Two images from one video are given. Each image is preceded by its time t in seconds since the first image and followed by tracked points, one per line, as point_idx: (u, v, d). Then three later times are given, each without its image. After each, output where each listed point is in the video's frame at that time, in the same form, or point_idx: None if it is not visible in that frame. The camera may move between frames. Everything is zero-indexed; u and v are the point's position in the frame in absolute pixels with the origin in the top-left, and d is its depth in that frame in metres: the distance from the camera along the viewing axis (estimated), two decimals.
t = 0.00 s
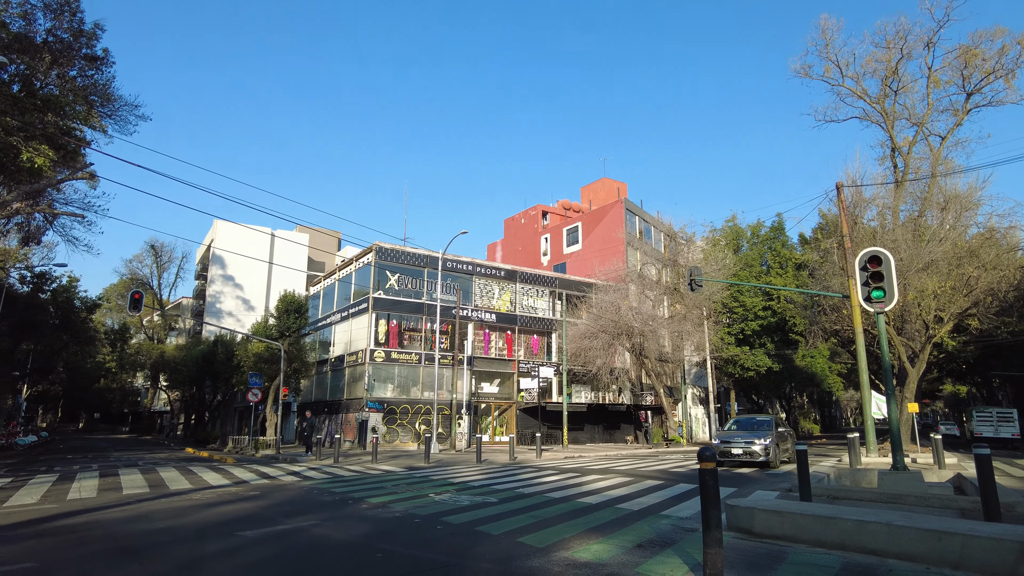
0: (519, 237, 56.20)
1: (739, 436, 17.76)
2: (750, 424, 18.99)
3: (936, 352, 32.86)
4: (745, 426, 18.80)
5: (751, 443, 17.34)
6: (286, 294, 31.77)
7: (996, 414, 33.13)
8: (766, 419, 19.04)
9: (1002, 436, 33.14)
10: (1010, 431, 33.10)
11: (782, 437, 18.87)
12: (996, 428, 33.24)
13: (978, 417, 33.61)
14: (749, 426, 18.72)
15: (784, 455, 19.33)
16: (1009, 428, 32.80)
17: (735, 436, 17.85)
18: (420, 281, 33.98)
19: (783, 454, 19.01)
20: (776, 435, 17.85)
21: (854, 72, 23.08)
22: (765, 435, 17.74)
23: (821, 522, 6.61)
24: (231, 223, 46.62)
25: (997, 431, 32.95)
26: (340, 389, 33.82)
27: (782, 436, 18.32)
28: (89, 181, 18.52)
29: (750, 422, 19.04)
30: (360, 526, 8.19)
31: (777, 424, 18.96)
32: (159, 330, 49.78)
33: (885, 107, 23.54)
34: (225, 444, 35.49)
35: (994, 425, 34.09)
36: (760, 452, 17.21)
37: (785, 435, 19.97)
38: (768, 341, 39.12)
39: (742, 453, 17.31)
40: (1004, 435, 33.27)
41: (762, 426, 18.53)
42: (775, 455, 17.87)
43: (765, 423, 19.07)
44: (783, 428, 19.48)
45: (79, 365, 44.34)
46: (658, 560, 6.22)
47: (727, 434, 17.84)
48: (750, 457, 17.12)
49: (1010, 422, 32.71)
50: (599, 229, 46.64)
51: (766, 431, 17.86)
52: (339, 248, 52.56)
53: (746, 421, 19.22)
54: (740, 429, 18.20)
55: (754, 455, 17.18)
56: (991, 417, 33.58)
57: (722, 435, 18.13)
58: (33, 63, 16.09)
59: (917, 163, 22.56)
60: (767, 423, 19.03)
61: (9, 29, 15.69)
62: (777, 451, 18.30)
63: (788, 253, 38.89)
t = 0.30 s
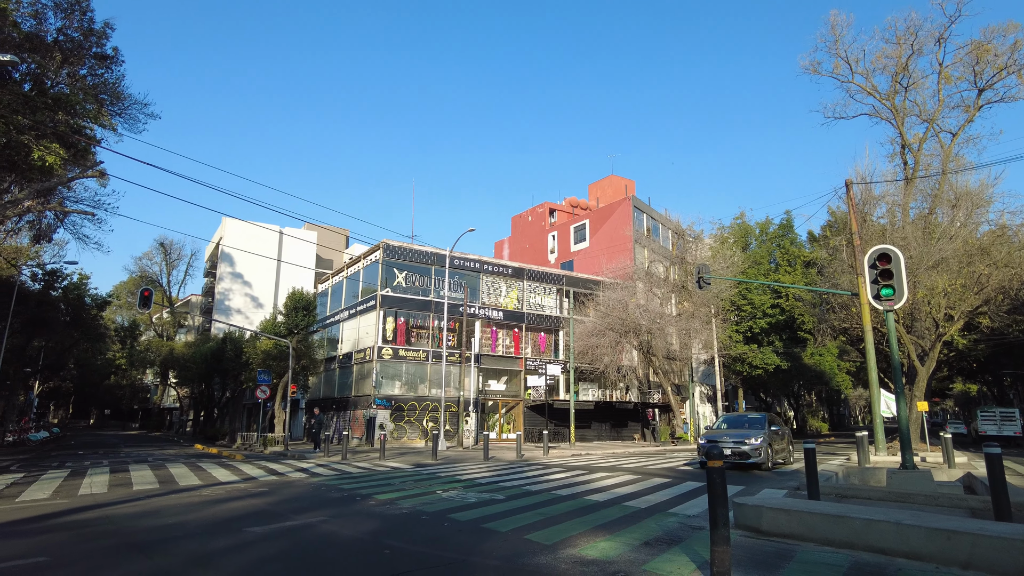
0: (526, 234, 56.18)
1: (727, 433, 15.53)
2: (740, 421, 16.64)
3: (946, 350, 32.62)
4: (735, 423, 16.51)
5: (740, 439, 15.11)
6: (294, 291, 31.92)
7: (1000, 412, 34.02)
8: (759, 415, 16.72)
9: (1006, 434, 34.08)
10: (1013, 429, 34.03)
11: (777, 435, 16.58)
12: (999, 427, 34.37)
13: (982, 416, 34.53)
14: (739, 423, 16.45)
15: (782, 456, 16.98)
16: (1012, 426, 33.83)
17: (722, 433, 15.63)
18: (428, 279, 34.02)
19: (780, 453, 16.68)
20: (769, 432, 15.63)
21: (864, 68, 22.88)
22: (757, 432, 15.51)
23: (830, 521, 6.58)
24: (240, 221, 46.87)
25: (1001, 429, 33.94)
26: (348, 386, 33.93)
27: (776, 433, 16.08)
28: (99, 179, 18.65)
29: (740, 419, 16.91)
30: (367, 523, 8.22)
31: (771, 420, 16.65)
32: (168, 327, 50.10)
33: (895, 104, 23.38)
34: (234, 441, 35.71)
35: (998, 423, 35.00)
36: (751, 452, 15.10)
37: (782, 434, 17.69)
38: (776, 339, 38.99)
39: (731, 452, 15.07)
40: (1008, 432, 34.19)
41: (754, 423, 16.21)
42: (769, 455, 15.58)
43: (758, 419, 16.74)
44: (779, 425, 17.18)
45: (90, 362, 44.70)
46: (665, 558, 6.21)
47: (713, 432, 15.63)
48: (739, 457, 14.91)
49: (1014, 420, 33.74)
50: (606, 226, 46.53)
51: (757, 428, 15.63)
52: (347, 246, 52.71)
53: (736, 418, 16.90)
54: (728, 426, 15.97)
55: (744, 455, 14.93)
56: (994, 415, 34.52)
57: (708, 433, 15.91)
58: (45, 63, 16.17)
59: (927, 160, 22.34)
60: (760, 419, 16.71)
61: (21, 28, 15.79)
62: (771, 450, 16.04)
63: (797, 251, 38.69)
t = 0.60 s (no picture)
0: (532, 232, 56.19)
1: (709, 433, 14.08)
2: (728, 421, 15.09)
3: (954, 349, 32.43)
4: (720, 422, 15.01)
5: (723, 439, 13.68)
6: (301, 289, 32.04)
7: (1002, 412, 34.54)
8: (746, 413, 15.22)
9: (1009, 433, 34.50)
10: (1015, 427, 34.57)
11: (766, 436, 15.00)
12: (1001, 426, 34.84)
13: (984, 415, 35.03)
14: (724, 422, 14.95)
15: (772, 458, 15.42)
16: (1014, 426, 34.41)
17: (704, 434, 14.17)
18: (434, 277, 34.07)
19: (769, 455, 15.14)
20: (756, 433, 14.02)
21: (872, 64, 22.73)
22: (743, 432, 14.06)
23: (835, 519, 6.57)
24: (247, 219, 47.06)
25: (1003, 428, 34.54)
26: (355, 384, 34.02)
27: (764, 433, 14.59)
28: (107, 177, 18.75)
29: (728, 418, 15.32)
30: (374, 520, 8.24)
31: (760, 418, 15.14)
32: (176, 324, 50.29)
33: (903, 101, 23.22)
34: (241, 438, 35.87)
35: (1001, 422, 35.39)
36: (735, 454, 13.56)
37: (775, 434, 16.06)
38: (783, 337, 38.92)
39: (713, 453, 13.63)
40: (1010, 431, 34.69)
41: (741, 422, 14.71)
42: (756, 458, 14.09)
43: (745, 418, 15.26)
44: (769, 424, 15.66)
45: (98, 360, 44.95)
46: (671, 556, 6.21)
47: (694, 432, 14.19)
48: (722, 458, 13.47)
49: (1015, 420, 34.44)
50: (612, 224, 46.45)
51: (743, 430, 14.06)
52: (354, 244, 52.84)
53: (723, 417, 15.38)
54: (712, 426, 14.52)
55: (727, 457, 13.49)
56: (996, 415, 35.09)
57: (690, 433, 14.47)
58: (53, 61, 16.22)
59: (936, 157, 22.16)
60: (748, 418, 15.23)
61: (30, 27, 15.89)
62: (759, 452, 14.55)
63: (803, 249, 38.55)
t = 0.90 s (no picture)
0: (537, 230, 56.16)
1: (685, 434, 12.48)
2: (707, 420, 13.41)
3: (961, 347, 32.24)
4: (699, 421, 13.41)
5: (700, 441, 12.11)
6: (306, 287, 32.15)
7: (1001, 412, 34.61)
8: (727, 412, 13.62)
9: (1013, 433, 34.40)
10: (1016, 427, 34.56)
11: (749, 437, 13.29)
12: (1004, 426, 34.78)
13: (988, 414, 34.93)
14: (704, 421, 13.34)
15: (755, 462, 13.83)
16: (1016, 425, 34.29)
17: (680, 434, 12.58)
18: (438, 275, 34.12)
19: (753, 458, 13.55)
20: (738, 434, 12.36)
21: (879, 61, 22.60)
22: (723, 433, 12.46)
23: (841, 518, 6.56)
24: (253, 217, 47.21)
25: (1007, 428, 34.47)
26: (360, 382, 34.09)
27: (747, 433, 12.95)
28: (113, 176, 18.82)
29: (707, 416, 13.60)
30: (378, 517, 8.26)
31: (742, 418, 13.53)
32: (182, 322, 50.49)
33: (910, 98, 23.10)
34: (247, 435, 36.00)
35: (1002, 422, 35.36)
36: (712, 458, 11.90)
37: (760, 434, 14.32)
38: (788, 336, 38.80)
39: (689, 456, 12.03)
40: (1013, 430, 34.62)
41: (722, 422, 13.10)
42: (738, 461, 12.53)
43: (727, 418, 13.66)
44: (753, 424, 14.05)
45: (105, 358, 45.18)
46: (675, 554, 6.21)
47: (668, 433, 12.58)
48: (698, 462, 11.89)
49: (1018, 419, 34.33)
50: (617, 222, 46.37)
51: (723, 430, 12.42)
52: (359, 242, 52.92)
53: (703, 416, 13.68)
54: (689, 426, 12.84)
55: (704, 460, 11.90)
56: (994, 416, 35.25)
57: (665, 434, 12.86)
58: (60, 60, 16.29)
59: (943, 155, 22.04)
60: (730, 418, 13.63)
61: (36, 27, 15.95)
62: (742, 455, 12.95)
63: (809, 247, 38.39)
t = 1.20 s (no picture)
0: (541, 229, 56.16)
1: (650, 436, 10.95)
2: (679, 419, 11.92)
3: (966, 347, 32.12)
4: (668, 421, 11.88)
5: (666, 444, 10.60)
6: (311, 285, 32.21)
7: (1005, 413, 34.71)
8: (700, 410, 12.06)
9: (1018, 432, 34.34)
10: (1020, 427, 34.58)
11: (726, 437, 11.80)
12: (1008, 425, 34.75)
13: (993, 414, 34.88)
14: (673, 420, 11.81)
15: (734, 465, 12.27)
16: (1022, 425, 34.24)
17: (644, 436, 11.05)
18: (442, 273, 34.13)
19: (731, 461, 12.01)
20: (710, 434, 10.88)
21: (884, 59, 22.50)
22: (694, 435, 10.96)
23: (845, 518, 6.53)
24: (257, 216, 47.33)
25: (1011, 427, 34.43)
26: (364, 380, 34.14)
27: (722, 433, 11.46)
28: (118, 175, 18.86)
29: (679, 415, 12.12)
30: (383, 515, 8.28)
31: (717, 417, 11.98)
32: (187, 321, 50.66)
33: (916, 96, 22.99)
34: (251, 433, 36.10)
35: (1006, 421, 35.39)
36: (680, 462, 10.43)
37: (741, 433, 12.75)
38: (793, 335, 38.71)
39: (652, 461, 10.53)
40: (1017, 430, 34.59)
41: (693, 422, 11.56)
42: (710, 466, 11.03)
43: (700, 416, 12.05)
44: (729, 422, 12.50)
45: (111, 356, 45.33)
46: (680, 553, 6.21)
47: (631, 434, 11.09)
48: (663, 469, 10.37)
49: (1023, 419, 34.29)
50: (622, 220, 46.27)
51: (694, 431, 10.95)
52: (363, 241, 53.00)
53: (675, 414, 12.18)
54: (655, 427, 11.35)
55: (669, 465, 10.40)
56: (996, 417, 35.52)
57: (627, 436, 11.33)
58: (65, 59, 16.31)
59: (949, 153, 21.91)
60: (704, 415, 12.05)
61: (42, 26, 16.02)
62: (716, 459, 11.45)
63: (814, 246, 38.28)
